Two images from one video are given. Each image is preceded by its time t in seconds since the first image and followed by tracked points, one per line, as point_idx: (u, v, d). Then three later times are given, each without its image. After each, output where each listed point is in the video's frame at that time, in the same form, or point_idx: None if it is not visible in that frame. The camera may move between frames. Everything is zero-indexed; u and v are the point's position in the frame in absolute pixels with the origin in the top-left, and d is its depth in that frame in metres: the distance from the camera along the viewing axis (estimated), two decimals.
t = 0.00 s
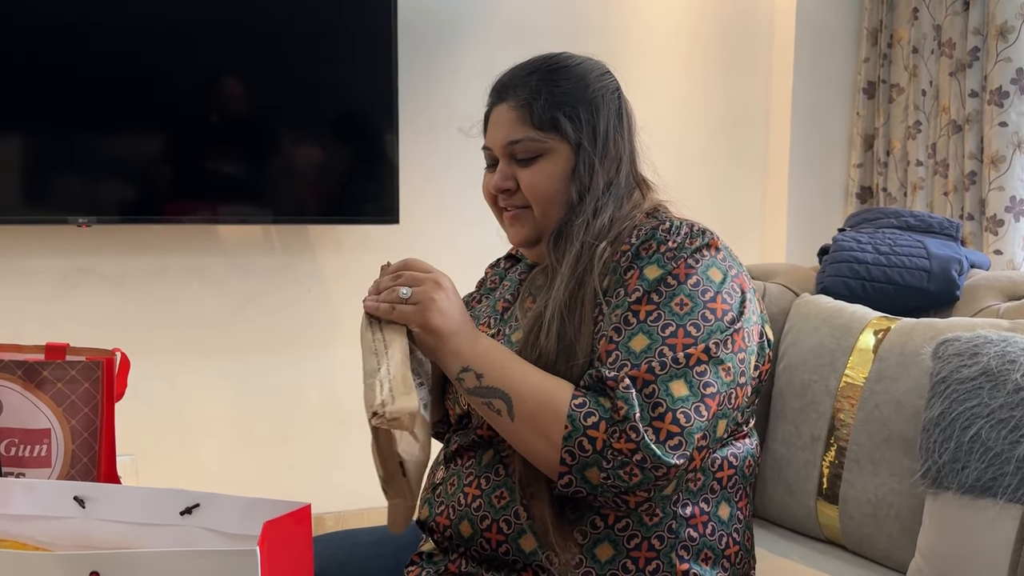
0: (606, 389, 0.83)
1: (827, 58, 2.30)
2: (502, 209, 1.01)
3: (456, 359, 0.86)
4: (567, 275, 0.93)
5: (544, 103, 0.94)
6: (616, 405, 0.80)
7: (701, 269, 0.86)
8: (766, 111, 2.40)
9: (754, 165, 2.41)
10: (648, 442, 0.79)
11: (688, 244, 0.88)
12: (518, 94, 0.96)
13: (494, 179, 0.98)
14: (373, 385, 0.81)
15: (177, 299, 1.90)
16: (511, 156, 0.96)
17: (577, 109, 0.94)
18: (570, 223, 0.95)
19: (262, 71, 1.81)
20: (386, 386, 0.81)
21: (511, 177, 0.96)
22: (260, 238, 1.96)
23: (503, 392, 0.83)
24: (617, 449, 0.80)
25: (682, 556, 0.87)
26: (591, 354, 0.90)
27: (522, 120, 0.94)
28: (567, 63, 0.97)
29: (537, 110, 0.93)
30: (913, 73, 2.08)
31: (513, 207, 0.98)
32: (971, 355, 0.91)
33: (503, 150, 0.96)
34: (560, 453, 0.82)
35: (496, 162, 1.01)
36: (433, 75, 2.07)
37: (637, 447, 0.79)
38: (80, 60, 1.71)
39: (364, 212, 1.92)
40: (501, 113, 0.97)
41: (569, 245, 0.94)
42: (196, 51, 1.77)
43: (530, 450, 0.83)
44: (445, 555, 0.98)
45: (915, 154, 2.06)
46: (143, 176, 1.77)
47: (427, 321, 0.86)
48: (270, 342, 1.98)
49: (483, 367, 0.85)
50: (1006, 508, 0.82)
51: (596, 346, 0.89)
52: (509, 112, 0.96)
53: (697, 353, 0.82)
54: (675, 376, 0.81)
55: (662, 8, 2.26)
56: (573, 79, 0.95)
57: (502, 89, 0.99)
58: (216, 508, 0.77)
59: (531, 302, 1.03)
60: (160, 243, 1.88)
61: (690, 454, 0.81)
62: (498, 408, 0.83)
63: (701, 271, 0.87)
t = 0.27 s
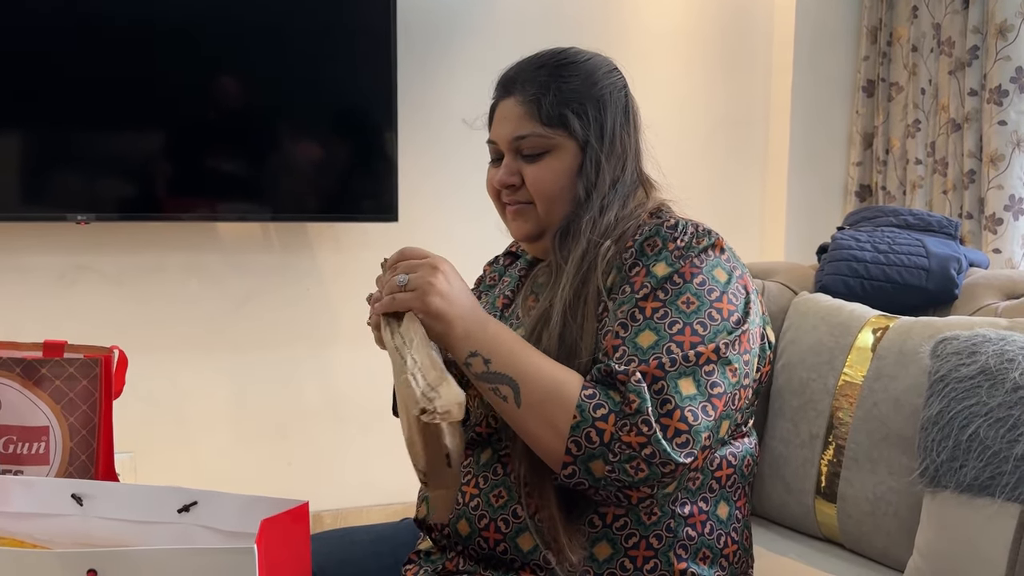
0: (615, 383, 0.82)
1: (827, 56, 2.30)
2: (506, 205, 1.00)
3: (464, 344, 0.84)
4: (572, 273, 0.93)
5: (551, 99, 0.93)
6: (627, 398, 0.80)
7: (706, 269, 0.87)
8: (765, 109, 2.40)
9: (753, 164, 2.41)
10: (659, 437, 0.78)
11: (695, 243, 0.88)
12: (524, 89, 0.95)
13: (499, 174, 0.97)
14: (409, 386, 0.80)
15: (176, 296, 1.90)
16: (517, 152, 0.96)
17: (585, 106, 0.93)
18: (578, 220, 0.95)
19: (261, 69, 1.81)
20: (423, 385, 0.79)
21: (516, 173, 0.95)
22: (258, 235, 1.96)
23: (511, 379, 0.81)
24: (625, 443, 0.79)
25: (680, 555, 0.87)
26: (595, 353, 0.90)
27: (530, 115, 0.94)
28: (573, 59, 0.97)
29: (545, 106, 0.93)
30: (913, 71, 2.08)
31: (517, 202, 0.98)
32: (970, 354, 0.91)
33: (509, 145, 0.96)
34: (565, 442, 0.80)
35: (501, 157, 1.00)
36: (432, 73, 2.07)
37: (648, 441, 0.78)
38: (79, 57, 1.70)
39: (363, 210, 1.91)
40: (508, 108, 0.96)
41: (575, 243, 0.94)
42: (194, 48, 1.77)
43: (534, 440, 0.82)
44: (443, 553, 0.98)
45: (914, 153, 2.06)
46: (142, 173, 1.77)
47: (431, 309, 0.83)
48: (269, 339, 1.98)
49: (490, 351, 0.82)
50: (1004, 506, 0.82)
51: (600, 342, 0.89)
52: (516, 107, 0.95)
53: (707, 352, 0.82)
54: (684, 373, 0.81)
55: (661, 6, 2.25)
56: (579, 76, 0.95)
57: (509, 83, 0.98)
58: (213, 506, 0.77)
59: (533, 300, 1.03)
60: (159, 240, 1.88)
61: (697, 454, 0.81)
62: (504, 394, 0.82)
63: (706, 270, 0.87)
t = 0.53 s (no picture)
0: (631, 380, 0.82)
1: (827, 54, 2.30)
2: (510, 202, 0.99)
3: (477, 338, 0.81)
4: (579, 271, 0.93)
5: (558, 95, 0.93)
6: (644, 396, 0.80)
7: (717, 266, 0.87)
8: (765, 107, 2.40)
9: (752, 161, 2.41)
10: (676, 435, 0.79)
11: (705, 241, 0.89)
12: (530, 85, 0.95)
13: (504, 170, 0.97)
14: (457, 379, 0.77)
15: (175, 293, 1.89)
16: (523, 148, 0.95)
17: (592, 103, 0.93)
18: (586, 216, 0.95)
19: (261, 65, 1.81)
20: (469, 375, 0.77)
21: (522, 170, 0.95)
22: (258, 232, 1.95)
23: (526, 375, 0.80)
24: (641, 440, 0.79)
25: (682, 553, 0.87)
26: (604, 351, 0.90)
27: (536, 112, 0.93)
28: (578, 55, 0.96)
29: (552, 102, 0.93)
30: (913, 69, 2.07)
31: (522, 200, 0.97)
32: (969, 352, 0.91)
33: (515, 141, 0.95)
34: (580, 439, 0.80)
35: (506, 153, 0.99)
36: (431, 70, 2.06)
37: (665, 440, 0.79)
38: (79, 54, 1.70)
39: (362, 207, 1.91)
40: (513, 104, 0.96)
41: (585, 237, 0.94)
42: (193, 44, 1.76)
43: (546, 437, 0.82)
44: (443, 550, 0.98)
45: (914, 151, 2.06)
46: (142, 170, 1.76)
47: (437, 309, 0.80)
48: (269, 336, 1.98)
49: (499, 342, 0.81)
50: (1004, 504, 0.82)
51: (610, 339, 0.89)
52: (522, 103, 0.95)
53: (722, 350, 0.83)
54: (699, 372, 0.82)
55: (661, 3, 2.25)
56: (585, 72, 0.95)
57: (513, 78, 0.98)
58: (214, 502, 0.77)
59: (539, 298, 1.02)
60: (159, 237, 1.88)
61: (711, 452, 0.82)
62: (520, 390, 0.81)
63: (716, 267, 0.87)
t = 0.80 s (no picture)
0: (646, 386, 0.82)
1: (827, 53, 2.30)
2: (523, 191, 0.98)
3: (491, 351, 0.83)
4: (592, 273, 0.93)
5: (579, 84, 0.94)
6: (659, 403, 0.80)
7: (725, 269, 0.87)
8: (765, 106, 2.39)
9: (752, 160, 2.40)
10: (692, 442, 0.79)
11: (713, 244, 0.89)
12: (549, 74, 0.95)
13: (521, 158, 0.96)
14: (434, 372, 0.78)
15: (174, 291, 1.89)
16: (542, 136, 0.95)
17: (613, 94, 0.95)
18: (605, 205, 0.94)
19: (261, 63, 1.81)
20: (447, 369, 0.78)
21: (541, 157, 0.95)
22: (258, 231, 1.95)
23: (539, 384, 0.81)
24: (657, 447, 0.79)
25: (682, 551, 0.87)
26: (615, 355, 0.89)
27: (558, 99, 0.94)
28: (594, 49, 0.97)
29: (575, 89, 0.93)
30: (913, 68, 2.07)
31: (538, 188, 0.96)
32: (968, 351, 0.91)
33: (535, 128, 0.95)
34: (596, 447, 0.81)
35: (520, 143, 0.99)
36: (430, 69, 2.06)
37: (681, 446, 0.79)
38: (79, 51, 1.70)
39: (362, 205, 1.91)
40: (532, 91, 0.96)
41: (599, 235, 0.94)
42: (191, 42, 1.76)
43: (562, 443, 0.82)
44: (443, 548, 0.98)
45: (913, 150, 2.06)
46: (141, 168, 1.76)
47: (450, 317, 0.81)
48: (268, 334, 1.98)
49: (515, 358, 0.82)
50: (1002, 503, 0.82)
51: (621, 343, 0.88)
52: (542, 91, 0.95)
53: (736, 356, 0.83)
54: (714, 377, 0.82)
55: (661, 2, 2.25)
56: (604, 65, 0.96)
57: (529, 68, 0.98)
58: (213, 501, 0.77)
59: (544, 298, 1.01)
60: (158, 235, 1.88)
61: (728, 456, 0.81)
62: (533, 400, 0.82)
63: (725, 270, 0.87)
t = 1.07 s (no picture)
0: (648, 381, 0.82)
1: (827, 51, 2.30)
2: (535, 185, 0.97)
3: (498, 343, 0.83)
4: (598, 274, 0.93)
5: (594, 80, 0.95)
6: (661, 397, 0.80)
7: (725, 267, 0.87)
8: (765, 104, 2.39)
9: (752, 158, 2.40)
10: (695, 435, 0.79)
11: (714, 243, 0.89)
12: (563, 69, 0.96)
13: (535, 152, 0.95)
14: (451, 363, 0.76)
15: (174, 289, 1.89)
16: (558, 129, 0.95)
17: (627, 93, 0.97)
18: (620, 199, 0.95)
19: (261, 61, 1.81)
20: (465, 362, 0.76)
21: (559, 151, 0.94)
22: (257, 229, 1.95)
23: (545, 377, 0.81)
24: (661, 441, 0.79)
25: (681, 549, 0.87)
26: (615, 352, 0.89)
27: (574, 94, 0.94)
28: (604, 48, 0.99)
29: (593, 86, 0.94)
30: (913, 68, 2.07)
31: (553, 182, 0.95)
32: (968, 351, 0.91)
33: (551, 122, 0.95)
34: (600, 441, 0.81)
35: (530, 136, 0.98)
36: (430, 67, 2.06)
37: (684, 440, 0.79)
38: (78, 49, 1.70)
39: (362, 204, 1.91)
40: (547, 86, 0.96)
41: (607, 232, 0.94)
42: (190, 39, 1.76)
43: (566, 438, 0.82)
44: (442, 546, 0.97)
45: (914, 149, 2.06)
46: (141, 166, 1.76)
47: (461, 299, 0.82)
48: (267, 333, 1.98)
49: (523, 350, 0.82)
50: (1001, 503, 0.82)
51: (621, 340, 0.88)
52: (557, 86, 0.95)
53: (737, 354, 0.83)
54: (715, 373, 0.82)
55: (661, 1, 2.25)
56: (615, 63, 0.97)
57: (539, 65, 0.98)
58: (212, 499, 0.77)
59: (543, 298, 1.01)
60: (158, 233, 1.88)
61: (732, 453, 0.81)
62: (538, 393, 0.81)
63: (724, 269, 0.87)
